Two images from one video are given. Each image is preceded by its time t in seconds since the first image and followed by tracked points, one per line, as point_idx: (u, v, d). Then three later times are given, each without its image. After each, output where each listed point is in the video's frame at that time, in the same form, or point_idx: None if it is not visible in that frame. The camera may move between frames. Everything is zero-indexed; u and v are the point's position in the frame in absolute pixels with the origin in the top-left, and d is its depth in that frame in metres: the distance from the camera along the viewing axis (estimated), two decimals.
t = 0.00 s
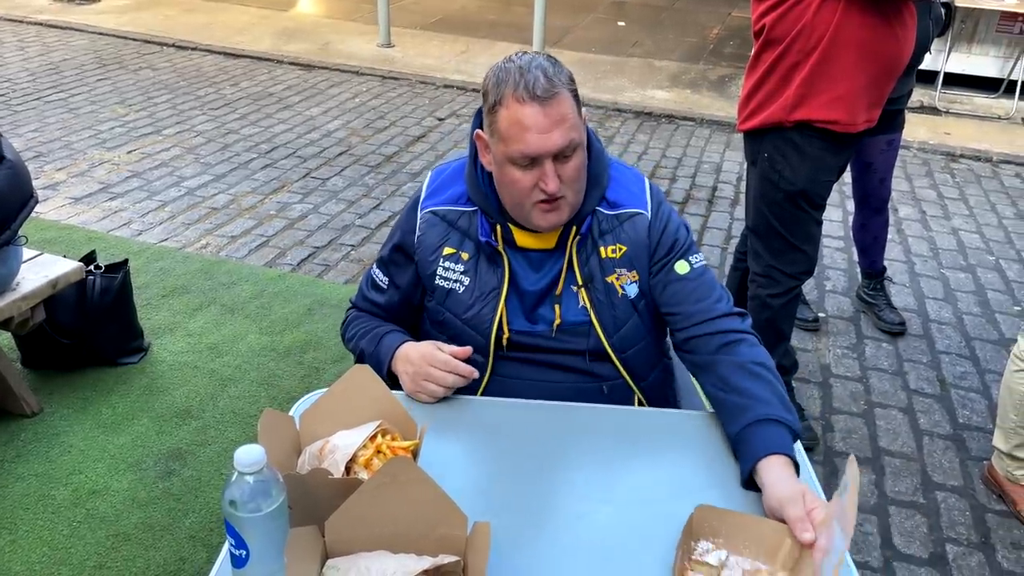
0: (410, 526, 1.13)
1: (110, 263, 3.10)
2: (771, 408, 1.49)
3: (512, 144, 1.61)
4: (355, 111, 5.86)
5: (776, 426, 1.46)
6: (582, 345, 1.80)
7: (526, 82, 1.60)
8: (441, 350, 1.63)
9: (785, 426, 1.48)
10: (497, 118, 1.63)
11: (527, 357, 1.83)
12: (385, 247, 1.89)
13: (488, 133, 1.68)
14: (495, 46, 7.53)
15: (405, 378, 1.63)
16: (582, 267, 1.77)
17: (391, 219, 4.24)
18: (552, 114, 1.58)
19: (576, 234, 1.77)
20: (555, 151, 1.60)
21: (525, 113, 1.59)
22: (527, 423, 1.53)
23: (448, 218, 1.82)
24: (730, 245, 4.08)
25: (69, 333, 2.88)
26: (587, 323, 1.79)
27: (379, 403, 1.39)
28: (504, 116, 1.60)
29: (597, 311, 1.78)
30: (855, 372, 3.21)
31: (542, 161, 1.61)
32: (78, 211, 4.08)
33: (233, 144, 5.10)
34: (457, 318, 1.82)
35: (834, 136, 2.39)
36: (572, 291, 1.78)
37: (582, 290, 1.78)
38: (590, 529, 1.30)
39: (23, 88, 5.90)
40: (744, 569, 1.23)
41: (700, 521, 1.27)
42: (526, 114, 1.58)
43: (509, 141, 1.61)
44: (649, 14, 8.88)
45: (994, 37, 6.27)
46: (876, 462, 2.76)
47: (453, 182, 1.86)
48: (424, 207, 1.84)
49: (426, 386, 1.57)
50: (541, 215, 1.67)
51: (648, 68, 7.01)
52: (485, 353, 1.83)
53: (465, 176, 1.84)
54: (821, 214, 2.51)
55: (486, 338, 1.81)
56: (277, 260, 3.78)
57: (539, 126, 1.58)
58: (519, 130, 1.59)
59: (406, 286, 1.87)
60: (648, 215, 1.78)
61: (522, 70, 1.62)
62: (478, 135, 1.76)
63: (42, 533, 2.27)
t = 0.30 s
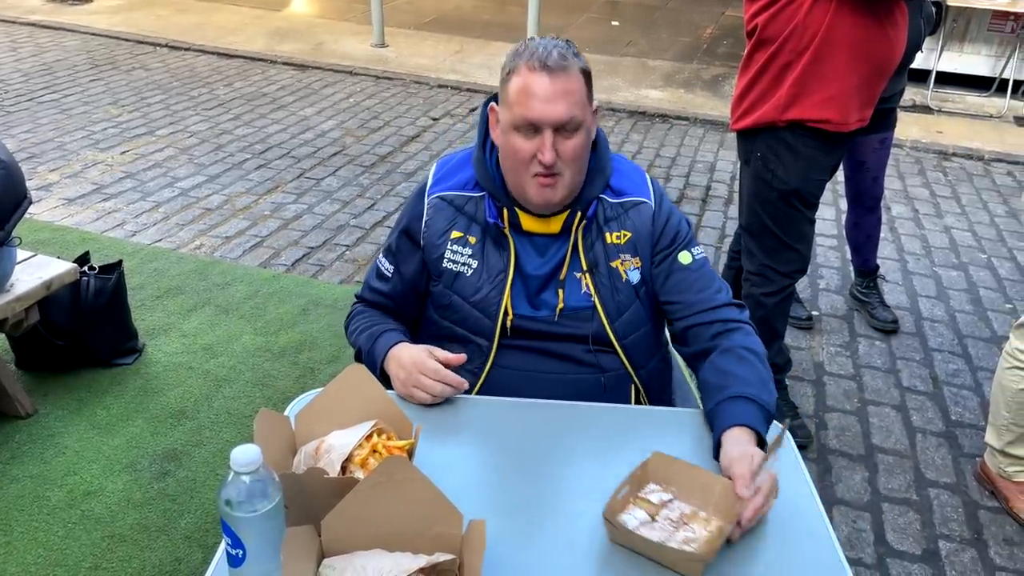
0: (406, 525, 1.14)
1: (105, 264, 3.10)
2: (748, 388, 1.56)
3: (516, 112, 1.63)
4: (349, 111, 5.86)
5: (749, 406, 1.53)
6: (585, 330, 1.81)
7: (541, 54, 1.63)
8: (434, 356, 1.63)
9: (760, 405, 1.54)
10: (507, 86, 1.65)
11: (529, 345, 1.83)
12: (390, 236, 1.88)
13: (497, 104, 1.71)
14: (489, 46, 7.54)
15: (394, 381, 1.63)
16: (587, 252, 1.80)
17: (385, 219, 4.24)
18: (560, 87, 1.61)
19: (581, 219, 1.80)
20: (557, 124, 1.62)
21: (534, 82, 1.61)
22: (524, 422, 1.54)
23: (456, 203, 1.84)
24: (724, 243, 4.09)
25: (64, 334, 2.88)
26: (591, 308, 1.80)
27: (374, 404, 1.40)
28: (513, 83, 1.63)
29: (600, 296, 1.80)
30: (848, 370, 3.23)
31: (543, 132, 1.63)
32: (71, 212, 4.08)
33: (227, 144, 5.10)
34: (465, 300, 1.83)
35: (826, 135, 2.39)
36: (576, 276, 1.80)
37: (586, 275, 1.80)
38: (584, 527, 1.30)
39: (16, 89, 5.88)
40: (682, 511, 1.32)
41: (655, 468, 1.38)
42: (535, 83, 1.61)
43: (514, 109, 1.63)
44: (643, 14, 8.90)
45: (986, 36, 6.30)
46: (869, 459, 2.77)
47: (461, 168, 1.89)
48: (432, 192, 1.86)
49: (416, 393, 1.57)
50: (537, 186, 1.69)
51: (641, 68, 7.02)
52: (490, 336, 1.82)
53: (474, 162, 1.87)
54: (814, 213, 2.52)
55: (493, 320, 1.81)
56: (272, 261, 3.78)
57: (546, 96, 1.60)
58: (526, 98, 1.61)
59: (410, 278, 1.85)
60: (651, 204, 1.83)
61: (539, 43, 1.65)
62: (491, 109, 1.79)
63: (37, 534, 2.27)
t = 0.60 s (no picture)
0: (401, 525, 1.14)
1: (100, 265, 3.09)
2: (729, 365, 1.65)
3: (522, 88, 1.68)
4: (344, 111, 5.85)
5: (723, 377, 1.62)
6: (588, 321, 1.81)
7: (551, 38, 1.71)
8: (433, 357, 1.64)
9: (736, 378, 1.62)
10: (516, 67, 1.71)
11: (532, 337, 1.84)
12: (395, 227, 1.87)
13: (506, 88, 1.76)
14: (484, 45, 7.54)
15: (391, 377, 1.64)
16: (590, 244, 1.80)
17: (380, 219, 4.24)
18: (567, 65, 1.67)
19: (585, 210, 1.80)
20: (562, 100, 1.66)
21: (542, 60, 1.67)
22: (521, 422, 1.54)
23: (460, 191, 1.84)
24: (719, 243, 4.10)
25: (59, 335, 2.87)
26: (593, 299, 1.81)
27: (370, 404, 1.40)
28: (521, 62, 1.69)
29: (603, 286, 1.80)
30: (843, 368, 3.24)
31: (547, 107, 1.67)
32: (66, 213, 4.07)
33: (222, 144, 5.09)
34: (468, 288, 1.83)
35: (819, 133, 2.40)
36: (579, 268, 1.80)
37: (589, 267, 1.80)
38: (578, 528, 1.31)
39: (10, 90, 5.86)
40: (621, 466, 1.42)
41: (604, 425, 1.50)
42: (542, 60, 1.67)
43: (521, 85, 1.68)
44: (638, 13, 8.91)
45: (980, 35, 6.32)
46: (863, 457, 2.78)
47: (467, 159, 1.89)
48: (437, 180, 1.86)
49: (413, 394, 1.57)
50: (538, 164, 1.70)
51: (636, 67, 7.03)
52: (493, 326, 1.82)
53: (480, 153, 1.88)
54: (808, 212, 2.54)
55: (495, 308, 1.81)
56: (267, 261, 3.78)
57: (553, 71, 1.66)
58: (533, 73, 1.67)
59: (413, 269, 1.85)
60: (655, 198, 1.84)
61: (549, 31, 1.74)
62: (499, 101, 1.84)
63: (33, 535, 2.27)
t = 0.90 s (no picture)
0: (396, 524, 1.15)
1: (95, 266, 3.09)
2: (705, 351, 1.74)
3: (517, 84, 1.68)
4: (339, 111, 5.85)
5: (696, 358, 1.72)
6: (584, 319, 1.82)
7: (545, 35, 1.71)
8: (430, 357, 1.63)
9: (708, 361, 1.72)
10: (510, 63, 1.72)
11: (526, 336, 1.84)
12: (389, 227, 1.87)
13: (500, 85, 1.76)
14: (480, 45, 7.54)
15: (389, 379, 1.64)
16: (588, 242, 1.80)
17: (376, 219, 4.25)
18: (562, 60, 1.67)
19: (581, 207, 1.81)
20: (557, 95, 1.66)
21: (536, 56, 1.68)
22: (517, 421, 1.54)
23: (454, 190, 1.84)
24: (714, 242, 4.11)
25: (54, 337, 2.87)
26: (590, 297, 1.81)
27: (366, 404, 1.40)
28: (516, 58, 1.69)
29: (599, 284, 1.81)
30: (838, 366, 3.25)
31: (542, 102, 1.67)
32: (61, 214, 4.06)
33: (217, 145, 5.09)
34: (458, 287, 1.83)
35: (813, 133, 2.41)
36: (575, 266, 1.81)
37: (587, 265, 1.80)
38: (570, 524, 1.31)
39: (4, 91, 5.85)
40: (587, 429, 1.52)
41: (575, 394, 1.60)
42: (537, 56, 1.67)
43: (515, 81, 1.69)
44: (634, 12, 8.92)
45: (974, 33, 6.34)
46: (859, 454, 2.79)
47: (461, 159, 1.89)
48: (431, 179, 1.86)
49: (410, 394, 1.57)
50: (534, 160, 1.70)
51: (632, 66, 7.03)
52: (479, 325, 1.83)
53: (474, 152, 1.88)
54: (803, 210, 2.54)
55: (483, 307, 1.82)
56: (263, 262, 3.78)
57: (548, 67, 1.66)
58: (528, 70, 1.67)
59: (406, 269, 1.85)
60: (651, 198, 1.84)
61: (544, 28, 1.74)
62: (492, 99, 1.84)
63: (29, 536, 2.27)
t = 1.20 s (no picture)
0: (395, 523, 1.15)
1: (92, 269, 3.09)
2: (685, 352, 1.78)
3: (504, 90, 1.68)
4: (336, 112, 5.86)
5: (677, 357, 1.76)
6: (580, 324, 1.83)
7: (531, 40, 1.71)
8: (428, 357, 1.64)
9: (687, 359, 1.76)
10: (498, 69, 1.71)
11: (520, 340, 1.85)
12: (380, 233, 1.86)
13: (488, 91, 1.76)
14: (476, 45, 7.54)
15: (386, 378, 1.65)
16: (582, 246, 1.81)
17: (374, 219, 4.25)
18: (549, 66, 1.67)
19: (573, 212, 1.81)
20: (545, 100, 1.66)
21: (524, 61, 1.68)
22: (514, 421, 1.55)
23: (445, 197, 1.84)
24: (711, 240, 4.12)
25: (52, 340, 2.87)
26: (584, 302, 1.82)
27: (364, 405, 1.41)
28: (503, 64, 1.69)
29: (594, 288, 1.82)
30: (835, 363, 3.26)
31: (530, 108, 1.67)
32: (59, 217, 4.07)
33: (214, 147, 5.09)
34: (453, 294, 1.83)
35: (808, 131, 2.41)
36: (570, 270, 1.81)
37: (580, 269, 1.81)
38: (566, 521, 1.32)
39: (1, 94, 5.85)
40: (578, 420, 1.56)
41: (570, 386, 1.63)
42: (524, 62, 1.67)
43: (504, 87, 1.68)
44: (630, 11, 8.93)
45: (969, 30, 6.35)
46: (856, 451, 2.80)
47: (452, 164, 1.89)
48: (422, 187, 1.85)
49: (409, 394, 1.57)
50: (523, 166, 1.70)
51: (628, 65, 7.04)
52: (476, 332, 1.83)
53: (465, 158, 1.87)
54: (799, 208, 2.55)
55: (480, 315, 1.82)
56: (261, 263, 3.79)
57: (535, 72, 1.66)
58: (515, 75, 1.67)
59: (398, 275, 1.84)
60: (644, 202, 1.85)
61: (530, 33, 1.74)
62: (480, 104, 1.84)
63: (29, 540, 2.27)
